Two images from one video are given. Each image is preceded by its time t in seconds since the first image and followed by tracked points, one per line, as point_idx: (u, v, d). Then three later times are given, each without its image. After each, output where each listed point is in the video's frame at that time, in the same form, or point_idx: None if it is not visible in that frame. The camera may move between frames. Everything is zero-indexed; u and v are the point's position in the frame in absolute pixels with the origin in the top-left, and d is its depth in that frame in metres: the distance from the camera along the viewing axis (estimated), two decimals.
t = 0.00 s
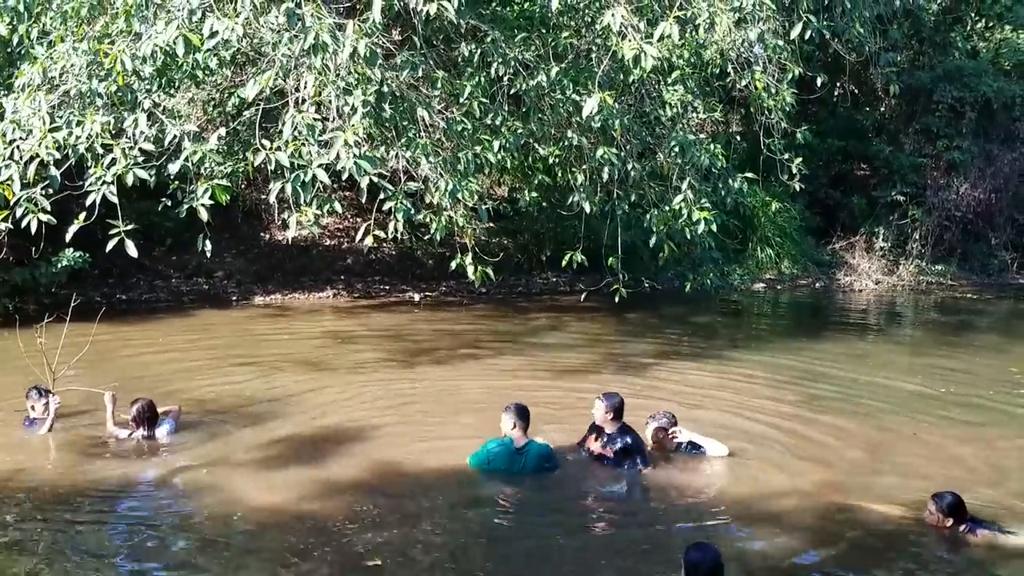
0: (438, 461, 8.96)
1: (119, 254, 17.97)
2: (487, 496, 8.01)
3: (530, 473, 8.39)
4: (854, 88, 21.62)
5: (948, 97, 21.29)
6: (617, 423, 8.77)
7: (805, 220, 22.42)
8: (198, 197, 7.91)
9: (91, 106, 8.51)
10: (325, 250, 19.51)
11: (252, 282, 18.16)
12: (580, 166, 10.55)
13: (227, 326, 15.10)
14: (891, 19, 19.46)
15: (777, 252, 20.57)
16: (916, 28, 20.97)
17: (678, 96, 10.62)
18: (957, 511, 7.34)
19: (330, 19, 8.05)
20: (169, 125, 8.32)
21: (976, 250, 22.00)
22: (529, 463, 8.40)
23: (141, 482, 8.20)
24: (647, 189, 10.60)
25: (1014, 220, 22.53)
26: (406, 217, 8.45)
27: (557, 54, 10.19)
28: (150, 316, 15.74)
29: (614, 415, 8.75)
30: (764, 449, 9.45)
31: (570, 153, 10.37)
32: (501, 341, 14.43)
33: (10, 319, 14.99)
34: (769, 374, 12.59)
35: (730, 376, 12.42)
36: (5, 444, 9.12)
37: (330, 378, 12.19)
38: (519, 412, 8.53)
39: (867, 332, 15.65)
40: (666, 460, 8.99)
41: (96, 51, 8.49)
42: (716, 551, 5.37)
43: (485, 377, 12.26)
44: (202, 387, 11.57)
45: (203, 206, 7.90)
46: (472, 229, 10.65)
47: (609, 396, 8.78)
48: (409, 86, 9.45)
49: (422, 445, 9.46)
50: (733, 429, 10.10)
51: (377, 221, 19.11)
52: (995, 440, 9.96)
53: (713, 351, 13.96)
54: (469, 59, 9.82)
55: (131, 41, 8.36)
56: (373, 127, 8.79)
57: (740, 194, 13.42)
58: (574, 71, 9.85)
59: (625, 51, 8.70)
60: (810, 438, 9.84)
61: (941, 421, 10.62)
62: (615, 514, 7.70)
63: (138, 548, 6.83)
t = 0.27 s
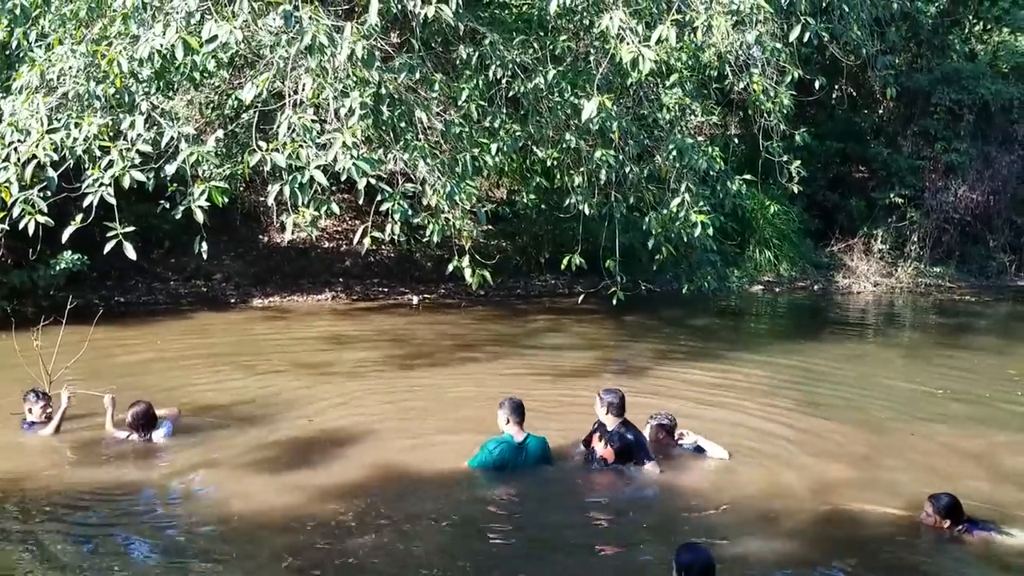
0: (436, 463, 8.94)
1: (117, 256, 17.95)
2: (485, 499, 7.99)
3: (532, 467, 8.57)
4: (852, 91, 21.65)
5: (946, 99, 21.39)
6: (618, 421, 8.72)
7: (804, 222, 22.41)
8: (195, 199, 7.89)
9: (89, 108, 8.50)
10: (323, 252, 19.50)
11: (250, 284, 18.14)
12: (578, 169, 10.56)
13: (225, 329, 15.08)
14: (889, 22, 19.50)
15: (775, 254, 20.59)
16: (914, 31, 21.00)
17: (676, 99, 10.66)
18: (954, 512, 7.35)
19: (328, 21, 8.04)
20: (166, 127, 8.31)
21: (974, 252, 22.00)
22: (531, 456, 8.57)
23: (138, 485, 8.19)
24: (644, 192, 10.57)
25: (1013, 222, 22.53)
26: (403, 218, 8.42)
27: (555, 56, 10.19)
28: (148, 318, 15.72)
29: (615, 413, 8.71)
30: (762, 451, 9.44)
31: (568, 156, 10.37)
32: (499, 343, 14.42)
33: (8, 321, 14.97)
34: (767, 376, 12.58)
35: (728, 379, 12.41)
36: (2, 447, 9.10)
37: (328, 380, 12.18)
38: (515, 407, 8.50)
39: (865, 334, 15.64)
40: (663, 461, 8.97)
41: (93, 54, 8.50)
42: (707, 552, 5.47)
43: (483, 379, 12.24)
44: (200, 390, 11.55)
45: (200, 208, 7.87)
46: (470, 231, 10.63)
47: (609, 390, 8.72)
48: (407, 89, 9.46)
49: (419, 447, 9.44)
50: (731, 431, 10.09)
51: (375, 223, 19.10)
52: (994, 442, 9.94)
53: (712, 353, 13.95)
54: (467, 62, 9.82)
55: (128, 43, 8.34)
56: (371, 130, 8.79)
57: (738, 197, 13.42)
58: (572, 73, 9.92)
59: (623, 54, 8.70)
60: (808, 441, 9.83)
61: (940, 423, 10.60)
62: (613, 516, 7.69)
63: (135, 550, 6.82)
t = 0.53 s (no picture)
0: (435, 464, 8.95)
1: (116, 258, 17.96)
2: (484, 499, 8.00)
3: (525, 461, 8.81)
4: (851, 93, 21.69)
5: (944, 101, 21.43)
6: (619, 443, 8.74)
7: (802, 224, 22.40)
8: (193, 200, 7.88)
9: (88, 109, 8.49)
10: (322, 254, 19.49)
11: (249, 286, 18.13)
12: (576, 171, 10.55)
13: (224, 330, 15.07)
14: (888, 24, 19.53)
15: (774, 256, 20.60)
16: (913, 33, 21.04)
17: (675, 101, 10.67)
18: (951, 512, 7.40)
19: (326, 22, 8.04)
20: (165, 128, 8.29)
21: (973, 253, 22.03)
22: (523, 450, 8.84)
23: (138, 486, 8.18)
24: (642, 194, 10.56)
25: (1011, 223, 22.55)
26: (402, 218, 8.40)
27: (553, 58, 10.19)
28: (147, 320, 15.72)
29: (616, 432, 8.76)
30: (761, 452, 9.46)
31: (566, 157, 10.37)
32: (498, 344, 14.43)
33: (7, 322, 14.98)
34: (766, 378, 12.59)
35: (726, 380, 12.42)
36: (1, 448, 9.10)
37: (328, 381, 12.18)
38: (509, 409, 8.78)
39: (864, 335, 15.66)
40: (663, 462, 8.97)
41: (92, 54, 8.48)
42: (701, 551, 5.54)
43: (482, 381, 12.25)
44: (199, 391, 11.55)
45: (198, 209, 7.85)
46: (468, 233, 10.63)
47: (611, 412, 8.84)
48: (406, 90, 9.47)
49: (418, 448, 9.46)
50: (730, 432, 10.11)
51: (374, 224, 19.10)
52: (992, 442, 9.97)
53: (711, 355, 13.97)
54: (466, 65, 9.82)
55: (126, 45, 8.32)
56: (369, 131, 8.79)
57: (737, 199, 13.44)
58: (571, 75, 9.95)
59: (622, 56, 8.69)
60: (807, 441, 9.84)
61: (939, 424, 10.63)
62: (612, 516, 7.70)
63: (135, 552, 6.83)
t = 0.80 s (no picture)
0: (434, 465, 8.95)
1: (115, 259, 17.96)
2: (484, 500, 8.02)
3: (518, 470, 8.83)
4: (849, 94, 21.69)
5: (943, 102, 21.41)
6: (618, 456, 8.79)
7: (801, 225, 22.41)
8: (192, 202, 7.87)
9: (87, 110, 8.49)
10: (321, 255, 19.49)
11: (247, 288, 18.13)
12: (574, 173, 10.54)
13: (223, 332, 15.07)
14: (886, 25, 19.54)
15: (773, 257, 20.61)
16: (911, 34, 21.02)
17: (673, 102, 10.68)
18: (948, 511, 7.44)
19: (324, 24, 8.04)
20: (164, 130, 8.30)
21: (972, 255, 22.05)
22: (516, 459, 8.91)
23: (136, 488, 8.19)
24: (641, 196, 10.55)
25: (1010, 224, 22.58)
26: (400, 219, 8.38)
27: (552, 59, 10.20)
28: (146, 321, 15.70)
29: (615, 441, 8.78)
30: (759, 453, 9.47)
31: (564, 159, 10.36)
32: (497, 346, 14.43)
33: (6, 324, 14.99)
34: (764, 379, 12.60)
35: (724, 381, 12.43)
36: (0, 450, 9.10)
37: (326, 383, 12.18)
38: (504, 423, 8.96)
39: (862, 337, 15.67)
40: (661, 463, 8.98)
41: (91, 56, 8.47)
42: (696, 553, 5.58)
43: (480, 382, 12.26)
44: (198, 393, 11.55)
45: (197, 211, 7.85)
46: (467, 234, 10.62)
47: (611, 426, 8.89)
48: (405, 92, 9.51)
49: (417, 449, 9.46)
50: (729, 433, 10.10)
51: (372, 226, 19.10)
52: (991, 444, 9.98)
53: (709, 356, 13.98)
54: (465, 67, 9.82)
55: (125, 47, 8.31)
56: (367, 133, 8.80)
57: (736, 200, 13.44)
58: (569, 76, 9.96)
59: (620, 59, 8.70)
60: (805, 443, 9.85)
61: (937, 425, 10.63)
62: (612, 517, 7.71)
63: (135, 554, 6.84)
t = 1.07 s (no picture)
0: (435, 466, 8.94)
1: (114, 260, 17.95)
2: (484, 502, 8.00)
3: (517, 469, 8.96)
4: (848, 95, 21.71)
5: (942, 103, 21.37)
6: (617, 430, 9.00)
7: (800, 226, 22.44)
8: (191, 203, 7.86)
9: (85, 112, 8.47)
10: (320, 256, 19.48)
11: (247, 288, 18.12)
12: (574, 174, 10.53)
13: (222, 333, 15.07)
14: (885, 27, 19.55)
15: (772, 258, 20.62)
16: (910, 35, 21.03)
17: (672, 104, 10.68)
18: (946, 507, 7.50)
19: (323, 26, 8.03)
20: (163, 131, 8.29)
21: (971, 256, 22.06)
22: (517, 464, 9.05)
23: (136, 488, 8.19)
24: (639, 197, 10.56)
25: (1008, 225, 22.59)
26: (400, 220, 8.37)
27: (551, 61, 10.20)
28: (145, 322, 15.69)
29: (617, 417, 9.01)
30: (758, 453, 9.48)
31: (563, 160, 10.36)
32: (496, 347, 14.44)
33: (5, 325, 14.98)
34: (763, 380, 12.61)
35: (723, 382, 12.44)
36: None
37: (326, 384, 12.19)
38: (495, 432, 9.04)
39: (861, 337, 15.68)
40: (661, 463, 9.00)
41: (90, 57, 8.46)
42: (693, 552, 5.58)
43: (479, 383, 12.26)
44: (197, 393, 11.56)
45: (196, 212, 7.84)
46: (466, 236, 10.61)
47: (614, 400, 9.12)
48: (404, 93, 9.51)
49: (416, 450, 9.47)
50: (729, 434, 10.09)
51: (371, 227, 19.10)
52: (991, 445, 9.97)
53: (708, 357, 13.99)
54: (464, 66, 9.83)
55: (124, 48, 8.29)
56: (366, 134, 8.80)
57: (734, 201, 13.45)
58: (568, 77, 9.97)
59: (620, 61, 8.70)
60: (804, 443, 9.87)
61: (937, 427, 10.62)
62: (610, 517, 7.71)
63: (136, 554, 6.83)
